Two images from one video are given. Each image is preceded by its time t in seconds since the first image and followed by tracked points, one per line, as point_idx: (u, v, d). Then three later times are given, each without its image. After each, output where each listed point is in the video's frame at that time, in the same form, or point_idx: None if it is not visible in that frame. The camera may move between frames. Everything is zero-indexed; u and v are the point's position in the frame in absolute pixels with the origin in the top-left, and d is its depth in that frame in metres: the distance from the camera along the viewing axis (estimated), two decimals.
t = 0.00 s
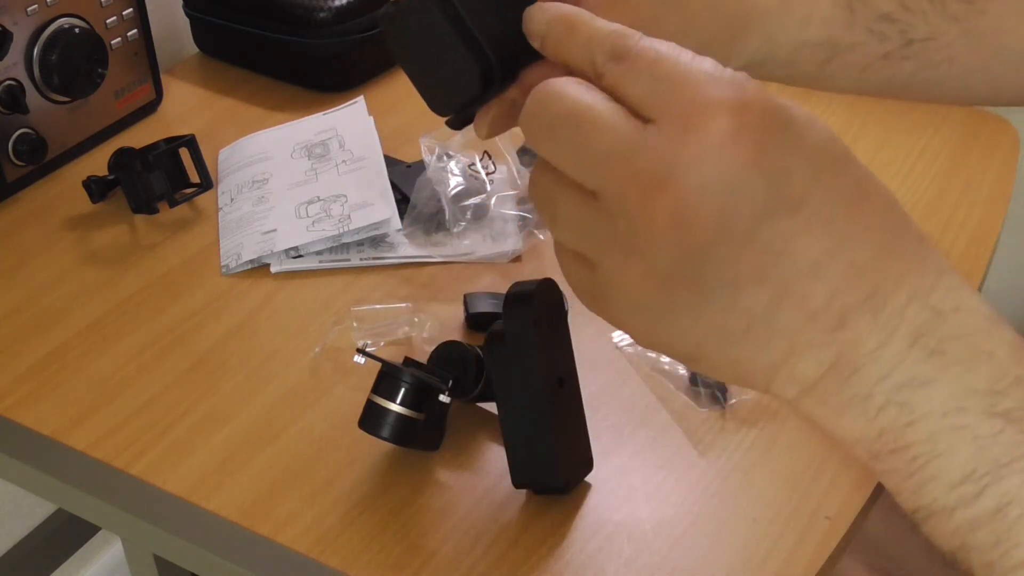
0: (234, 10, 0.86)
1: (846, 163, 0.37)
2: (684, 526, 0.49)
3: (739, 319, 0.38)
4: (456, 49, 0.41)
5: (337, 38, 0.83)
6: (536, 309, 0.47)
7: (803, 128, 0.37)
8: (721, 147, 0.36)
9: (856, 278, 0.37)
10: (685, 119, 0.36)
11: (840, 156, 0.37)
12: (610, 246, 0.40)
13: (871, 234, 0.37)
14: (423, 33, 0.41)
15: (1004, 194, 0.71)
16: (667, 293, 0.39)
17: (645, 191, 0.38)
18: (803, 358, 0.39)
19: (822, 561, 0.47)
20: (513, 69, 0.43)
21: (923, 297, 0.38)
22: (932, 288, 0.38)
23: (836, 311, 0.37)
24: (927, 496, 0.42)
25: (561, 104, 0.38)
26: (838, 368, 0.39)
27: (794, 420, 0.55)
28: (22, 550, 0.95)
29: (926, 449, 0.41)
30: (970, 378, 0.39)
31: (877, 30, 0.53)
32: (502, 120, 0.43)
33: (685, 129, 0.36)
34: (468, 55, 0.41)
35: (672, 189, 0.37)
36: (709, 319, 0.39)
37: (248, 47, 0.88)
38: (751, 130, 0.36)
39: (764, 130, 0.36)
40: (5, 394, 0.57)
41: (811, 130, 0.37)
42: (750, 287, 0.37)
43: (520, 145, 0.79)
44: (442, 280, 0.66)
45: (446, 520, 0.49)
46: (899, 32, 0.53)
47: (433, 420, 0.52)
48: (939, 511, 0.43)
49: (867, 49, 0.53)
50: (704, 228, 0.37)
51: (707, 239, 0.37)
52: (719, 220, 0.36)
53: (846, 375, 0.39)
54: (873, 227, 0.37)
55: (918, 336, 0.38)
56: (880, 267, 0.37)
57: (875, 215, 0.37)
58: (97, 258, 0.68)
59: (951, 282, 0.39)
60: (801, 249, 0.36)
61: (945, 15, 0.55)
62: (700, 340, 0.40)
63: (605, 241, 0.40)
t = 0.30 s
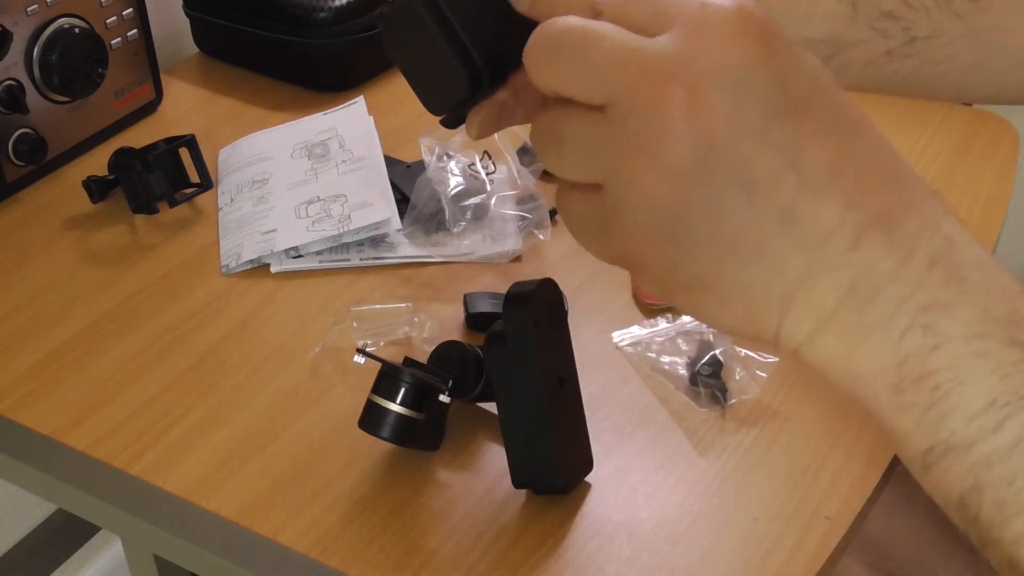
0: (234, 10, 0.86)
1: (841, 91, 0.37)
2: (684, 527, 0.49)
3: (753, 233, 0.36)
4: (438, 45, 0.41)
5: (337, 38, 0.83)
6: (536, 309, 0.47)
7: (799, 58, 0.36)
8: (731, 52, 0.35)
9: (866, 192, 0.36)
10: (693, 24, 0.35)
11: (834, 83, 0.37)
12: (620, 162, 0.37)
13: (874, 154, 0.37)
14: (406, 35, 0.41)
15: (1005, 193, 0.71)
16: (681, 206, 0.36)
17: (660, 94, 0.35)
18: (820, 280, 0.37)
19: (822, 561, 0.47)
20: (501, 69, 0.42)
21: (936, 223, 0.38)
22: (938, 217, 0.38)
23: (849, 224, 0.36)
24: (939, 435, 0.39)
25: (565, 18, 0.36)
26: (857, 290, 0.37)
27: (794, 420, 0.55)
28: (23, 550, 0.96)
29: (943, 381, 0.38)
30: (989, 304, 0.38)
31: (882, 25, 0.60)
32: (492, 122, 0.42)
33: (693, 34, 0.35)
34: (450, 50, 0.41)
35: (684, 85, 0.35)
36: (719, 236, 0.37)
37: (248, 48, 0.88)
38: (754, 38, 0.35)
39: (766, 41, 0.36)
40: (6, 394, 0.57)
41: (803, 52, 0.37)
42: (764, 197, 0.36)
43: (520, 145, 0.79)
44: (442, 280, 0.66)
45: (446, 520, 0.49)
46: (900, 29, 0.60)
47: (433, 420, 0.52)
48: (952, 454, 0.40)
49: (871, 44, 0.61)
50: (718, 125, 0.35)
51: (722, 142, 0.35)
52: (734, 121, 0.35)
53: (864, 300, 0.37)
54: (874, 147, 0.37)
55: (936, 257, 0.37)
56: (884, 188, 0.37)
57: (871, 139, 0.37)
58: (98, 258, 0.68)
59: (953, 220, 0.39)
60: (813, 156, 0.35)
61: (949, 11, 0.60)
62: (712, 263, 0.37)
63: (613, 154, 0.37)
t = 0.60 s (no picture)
0: (233, 10, 0.86)
1: (832, 75, 0.33)
2: (684, 526, 0.49)
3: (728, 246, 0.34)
4: (442, 41, 0.41)
5: (337, 38, 0.83)
6: (536, 309, 0.47)
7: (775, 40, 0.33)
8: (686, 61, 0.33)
9: (852, 189, 0.32)
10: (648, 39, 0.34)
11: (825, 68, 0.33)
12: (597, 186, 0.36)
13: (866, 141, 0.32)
14: (414, 30, 0.41)
15: (1005, 193, 0.71)
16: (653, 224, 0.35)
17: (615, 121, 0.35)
18: (807, 283, 0.34)
19: (822, 561, 0.47)
20: (493, 54, 0.42)
21: (932, 212, 0.33)
22: (947, 202, 0.33)
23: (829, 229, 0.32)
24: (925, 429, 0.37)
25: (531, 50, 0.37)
26: (842, 292, 0.34)
27: (794, 420, 0.55)
28: (24, 549, 0.96)
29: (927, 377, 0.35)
30: (986, 300, 0.34)
31: (883, 16, 0.60)
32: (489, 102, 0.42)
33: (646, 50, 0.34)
34: (453, 45, 0.41)
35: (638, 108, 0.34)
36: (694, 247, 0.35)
37: (248, 48, 0.88)
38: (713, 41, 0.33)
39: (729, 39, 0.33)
40: (6, 394, 0.57)
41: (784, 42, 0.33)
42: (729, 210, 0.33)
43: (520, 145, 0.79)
44: (442, 279, 0.66)
45: (447, 520, 0.49)
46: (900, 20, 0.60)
47: (433, 419, 0.52)
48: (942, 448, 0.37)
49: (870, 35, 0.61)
50: (669, 144, 0.33)
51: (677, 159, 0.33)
52: (684, 137, 0.33)
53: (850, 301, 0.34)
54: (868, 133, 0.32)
55: (925, 254, 0.33)
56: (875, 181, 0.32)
57: (864, 125, 0.32)
58: (98, 258, 0.68)
59: (965, 196, 0.33)
60: (779, 158, 0.32)
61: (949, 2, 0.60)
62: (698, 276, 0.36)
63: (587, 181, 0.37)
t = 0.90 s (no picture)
0: (232, 10, 0.86)
1: (776, 95, 0.31)
2: (685, 526, 0.49)
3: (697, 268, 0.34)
4: (447, 46, 0.40)
5: (337, 38, 0.82)
6: (536, 309, 0.47)
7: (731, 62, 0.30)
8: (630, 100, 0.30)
9: (810, 210, 0.32)
10: (589, 66, 0.30)
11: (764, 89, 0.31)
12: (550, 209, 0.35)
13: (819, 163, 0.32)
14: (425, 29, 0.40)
15: (1005, 193, 0.71)
16: (612, 252, 0.35)
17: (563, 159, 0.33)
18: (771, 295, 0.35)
19: (821, 561, 0.47)
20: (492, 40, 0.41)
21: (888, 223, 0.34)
22: (897, 212, 0.34)
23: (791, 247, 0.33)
24: (890, 434, 0.39)
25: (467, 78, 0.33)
26: (803, 301, 0.35)
27: (794, 420, 0.55)
28: (23, 549, 0.96)
29: (891, 387, 0.37)
30: (940, 307, 0.36)
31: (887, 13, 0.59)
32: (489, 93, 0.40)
33: (590, 79, 0.31)
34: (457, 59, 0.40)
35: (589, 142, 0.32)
36: (664, 276, 0.35)
37: (248, 47, 0.88)
38: (656, 77, 0.30)
39: (672, 69, 0.30)
40: (6, 394, 0.57)
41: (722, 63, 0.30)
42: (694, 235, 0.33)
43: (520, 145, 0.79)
44: (442, 280, 0.66)
45: (447, 519, 0.49)
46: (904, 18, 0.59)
47: (433, 419, 0.52)
48: (907, 452, 0.39)
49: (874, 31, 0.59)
50: (626, 181, 0.32)
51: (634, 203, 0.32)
52: (645, 176, 0.32)
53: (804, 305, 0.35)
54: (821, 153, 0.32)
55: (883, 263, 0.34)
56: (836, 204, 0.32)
57: (815, 146, 0.32)
58: (98, 258, 0.68)
59: (918, 206, 0.36)
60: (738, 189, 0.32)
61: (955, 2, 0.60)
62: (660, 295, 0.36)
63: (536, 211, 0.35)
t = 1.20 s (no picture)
0: (233, 9, 0.86)
1: (781, 67, 0.28)
2: (684, 527, 0.49)
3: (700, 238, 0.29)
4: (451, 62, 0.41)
5: (337, 38, 0.82)
6: (536, 309, 0.47)
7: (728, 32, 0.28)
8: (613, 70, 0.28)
9: (811, 183, 0.28)
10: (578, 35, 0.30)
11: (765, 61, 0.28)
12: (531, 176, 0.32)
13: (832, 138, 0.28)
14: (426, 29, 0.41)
15: (1005, 193, 0.71)
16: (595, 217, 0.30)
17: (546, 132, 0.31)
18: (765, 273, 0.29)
19: (821, 561, 0.47)
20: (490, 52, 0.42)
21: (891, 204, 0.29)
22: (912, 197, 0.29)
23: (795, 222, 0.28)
24: (887, 418, 0.33)
25: (472, 54, 0.32)
26: (799, 284, 0.30)
27: (794, 420, 0.55)
28: (23, 549, 0.96)
29: (882, 366, 0.31)
30: (962, 290, 0.31)
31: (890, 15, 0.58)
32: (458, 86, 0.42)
33: (595, 46, 0.29)
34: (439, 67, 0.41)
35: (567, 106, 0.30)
36: (668, 240, 0.29)
37: (247, 48, 0.88)
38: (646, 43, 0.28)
39: (669, 33, 0.28)
40: (6, 394, 0.57)
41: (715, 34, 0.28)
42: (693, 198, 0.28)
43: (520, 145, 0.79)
44: (441, 280, 0.66)
45: (447, 519, 0.49)
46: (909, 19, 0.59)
47: (433, 419, 0.52)
48: (901, 439, 0.33)
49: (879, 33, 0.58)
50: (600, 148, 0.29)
51: (616, 170, 0.29)
52: (639, 134, 0.28)
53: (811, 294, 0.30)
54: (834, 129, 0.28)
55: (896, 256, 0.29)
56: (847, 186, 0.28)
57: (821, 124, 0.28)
58: (98, 258, 0.68)
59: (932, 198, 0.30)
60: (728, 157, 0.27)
61: None
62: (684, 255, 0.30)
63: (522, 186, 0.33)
